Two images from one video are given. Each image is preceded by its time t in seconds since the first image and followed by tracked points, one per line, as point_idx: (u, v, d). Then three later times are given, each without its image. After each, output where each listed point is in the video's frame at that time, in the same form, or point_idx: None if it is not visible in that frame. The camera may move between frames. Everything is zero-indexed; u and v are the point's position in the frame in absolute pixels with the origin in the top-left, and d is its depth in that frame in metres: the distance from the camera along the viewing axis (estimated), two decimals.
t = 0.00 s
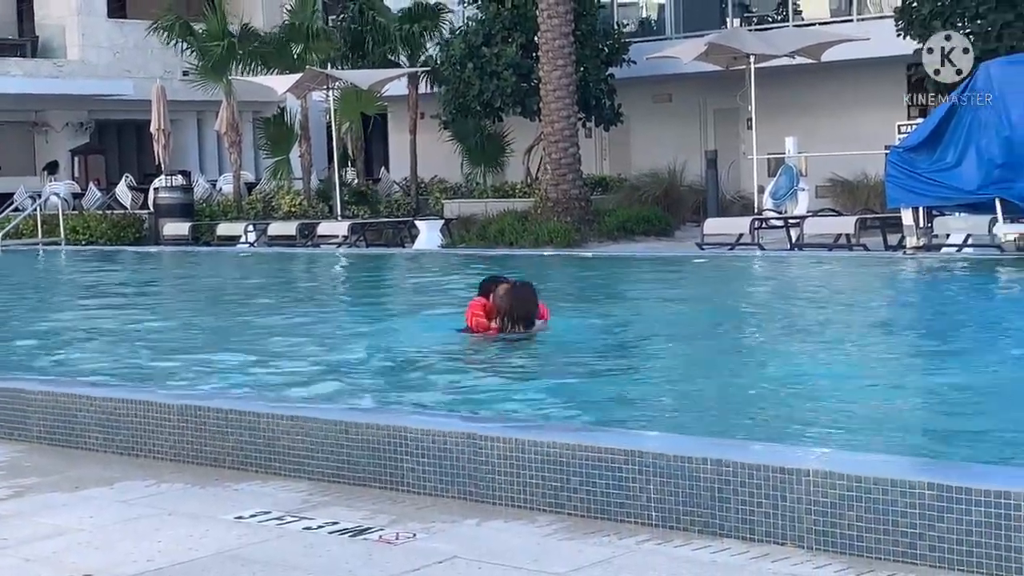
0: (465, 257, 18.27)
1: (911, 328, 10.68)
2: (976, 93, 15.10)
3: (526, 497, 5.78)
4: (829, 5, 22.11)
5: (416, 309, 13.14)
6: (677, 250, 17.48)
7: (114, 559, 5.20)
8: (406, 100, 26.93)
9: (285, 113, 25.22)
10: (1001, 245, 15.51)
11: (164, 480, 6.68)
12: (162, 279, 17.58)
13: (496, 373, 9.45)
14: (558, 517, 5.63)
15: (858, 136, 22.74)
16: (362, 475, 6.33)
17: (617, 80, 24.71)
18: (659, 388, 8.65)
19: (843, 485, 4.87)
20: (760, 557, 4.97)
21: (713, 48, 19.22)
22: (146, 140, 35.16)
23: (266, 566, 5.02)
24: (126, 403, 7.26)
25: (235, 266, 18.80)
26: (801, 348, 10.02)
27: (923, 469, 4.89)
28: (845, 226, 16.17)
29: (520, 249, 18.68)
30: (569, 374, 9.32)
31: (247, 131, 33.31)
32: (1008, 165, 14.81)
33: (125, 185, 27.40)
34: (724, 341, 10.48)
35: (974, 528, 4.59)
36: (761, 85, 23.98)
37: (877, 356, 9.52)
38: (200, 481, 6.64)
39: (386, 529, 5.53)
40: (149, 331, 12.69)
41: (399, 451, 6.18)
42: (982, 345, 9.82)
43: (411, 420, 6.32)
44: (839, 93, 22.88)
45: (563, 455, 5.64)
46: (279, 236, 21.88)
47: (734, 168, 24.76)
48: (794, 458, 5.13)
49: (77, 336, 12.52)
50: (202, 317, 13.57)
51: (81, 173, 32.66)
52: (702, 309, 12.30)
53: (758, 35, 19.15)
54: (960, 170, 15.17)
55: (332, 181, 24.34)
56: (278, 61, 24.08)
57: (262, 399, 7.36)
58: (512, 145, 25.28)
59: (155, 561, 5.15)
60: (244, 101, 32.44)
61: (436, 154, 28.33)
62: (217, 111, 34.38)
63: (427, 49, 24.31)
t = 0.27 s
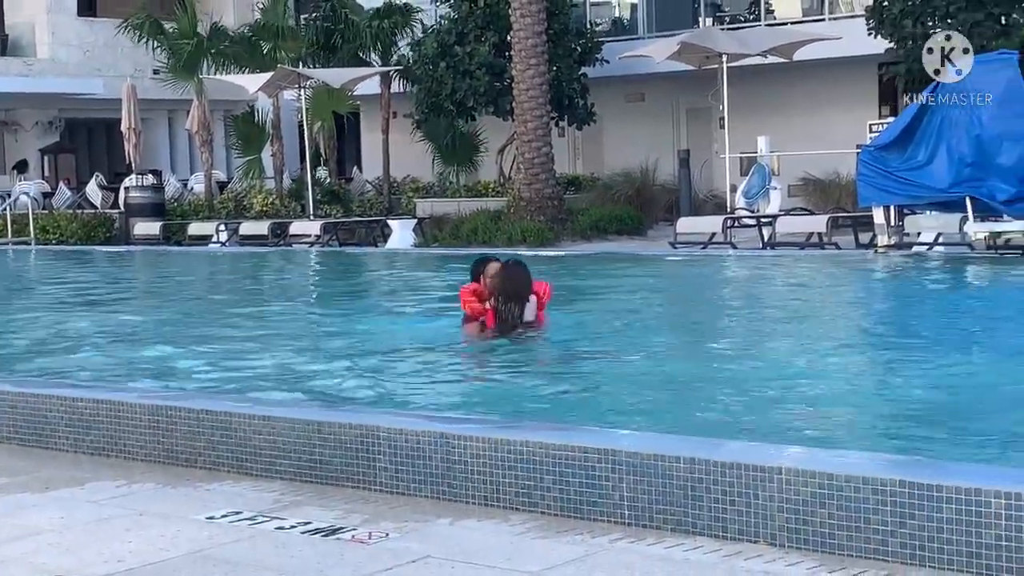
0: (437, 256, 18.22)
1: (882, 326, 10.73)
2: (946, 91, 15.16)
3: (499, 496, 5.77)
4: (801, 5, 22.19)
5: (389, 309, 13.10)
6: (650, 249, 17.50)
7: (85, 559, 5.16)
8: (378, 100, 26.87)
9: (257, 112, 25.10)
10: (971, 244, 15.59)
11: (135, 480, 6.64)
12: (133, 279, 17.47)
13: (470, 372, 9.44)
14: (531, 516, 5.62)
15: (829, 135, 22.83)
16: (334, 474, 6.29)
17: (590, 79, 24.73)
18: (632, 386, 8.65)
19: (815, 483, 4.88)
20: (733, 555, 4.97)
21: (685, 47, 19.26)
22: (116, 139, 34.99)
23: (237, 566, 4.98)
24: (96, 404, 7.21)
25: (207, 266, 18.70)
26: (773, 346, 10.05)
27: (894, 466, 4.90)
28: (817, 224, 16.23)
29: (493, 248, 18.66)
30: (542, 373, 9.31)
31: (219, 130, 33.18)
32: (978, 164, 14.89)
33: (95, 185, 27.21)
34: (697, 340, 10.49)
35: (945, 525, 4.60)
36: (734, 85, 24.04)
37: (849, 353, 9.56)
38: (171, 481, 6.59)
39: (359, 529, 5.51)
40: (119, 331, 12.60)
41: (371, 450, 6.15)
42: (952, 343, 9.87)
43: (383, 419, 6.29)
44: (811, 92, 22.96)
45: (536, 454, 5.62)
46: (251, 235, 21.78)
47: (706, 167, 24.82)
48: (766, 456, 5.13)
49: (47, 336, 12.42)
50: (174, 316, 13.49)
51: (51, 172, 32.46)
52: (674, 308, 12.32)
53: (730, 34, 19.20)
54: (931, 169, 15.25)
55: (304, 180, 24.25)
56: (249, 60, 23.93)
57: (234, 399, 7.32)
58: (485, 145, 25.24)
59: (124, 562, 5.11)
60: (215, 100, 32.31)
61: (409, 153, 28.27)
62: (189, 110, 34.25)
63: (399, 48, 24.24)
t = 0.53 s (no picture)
0: (412, 252, 18.18)
1: (855, 322, 10.78)
2: (919, 88, 15.25)
3: (473, 493, 5.76)
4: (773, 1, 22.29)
5: (363, 306, 13.07)
6: (624, 246, 17.52)
7: (58, 558, 5.13)
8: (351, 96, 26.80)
9: (230, 109, 24.96)
10: (943, 240, 15.67)
11: (108, 479, 6.59)
12: (105, 276, 17.37)
13: (444, 369, 9.43)
14: (506, 513, 5.62)
15: (802, 131, 22.91)
16: (308, 472, 6.28)
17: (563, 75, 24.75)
18: (606, 382, 8.66)
19: (788, 478, 4.90)
20: (707, 550, 4.99)
21: (659, 44, 19.28)
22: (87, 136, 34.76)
23: (210, 565, 4.96)
24: (68, 402, 7.15)
25: (179, 263, 18.61)
26: (746, 341, 10.08)
27: (866, 461, 4.92)
28: (790, 220, 16.28)
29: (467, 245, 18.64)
30: (516, 369, 9.31)
31: (191, 126, 33.02)
32: (949, 160, 14.99)
33: (66, 182, 27.01)
34: (671, 336, 10.52)
35: (917, 520, 4.62)
36: (707, 82, 24.10)
37: (822, 349, 9.60)
38: (144, 480, 6.56)
39: (333, 526, 5.50)
40: (91, 329, 12.53)
41: (345, 448, 6.14)
42: (924, 338, 9.93)
43: (357, 417, 6.28)
44: (784, 88, 23.03)
45: (510, 451, 5.62)
46: (224, 232, 21.68)
47: (679, 163, 24.88)
48: (740, 452, 5.15)
49: (17, 334, 12.33)
50: (146, 314, 13.42)
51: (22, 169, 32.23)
52: (648, 304, 12.33)
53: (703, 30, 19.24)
54: (903, 165, 15.33)
55: (277, 177, 24.16)
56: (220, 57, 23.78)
57: (207, 396, 7.29)
58: (459, 141, 25.19)
59: (97, 560, 5.08)
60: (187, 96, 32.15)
61: (383, 150, 28.21)
62: (161, 106, 34.07)
63: (373, 45, 24.19)
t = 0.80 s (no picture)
0: (386, 250, 18.15)
1: (829, 318, 10.83)
2: (891, 86, 15.33)
3: (449, 491, 5.76)
4: None
5: (338, 304, 13.04)
6: (599, 243, 17.54)
7: (31, 558, 5.10)
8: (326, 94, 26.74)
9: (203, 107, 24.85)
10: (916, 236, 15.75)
11: (81, 478, 6.56)
12: (79, 275, 17.27)
13: (419, 366, 9.42)
14: (481, 511, 5.62)
15: (775, 127, 22.97)
16: (282, 470, 6.26)
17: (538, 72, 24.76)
18: (581, 379, 8.67)
19: (762, 474, 4.91)
20: (682, 547, 5.00)
21: (633, 41, 19.31)
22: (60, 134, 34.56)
23: (184, 564, 4.94)
24: (41, 401, 7.11)
25: (153, 262, 18.53)
26: (721, 338, 10.11)
27: (840, 457, 4.94)
28: (764, 217, 16.33)
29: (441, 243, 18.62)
30: (492, 367, 9.31)
31: (165, 124, 32.87)
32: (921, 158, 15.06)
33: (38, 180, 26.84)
34: (646, 333, 10.54)
35: (890, 515, 4.64)
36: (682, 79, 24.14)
37: (796, 345, 9.64)
38: (118, 479, 6.52)
39: (308, 525, 5.48)
40: (64, 328, 12.46)
41: (319, 446, 6.12)
42: (897, 334, 9.98)
43: (332, 415, 6.26)
44: (758, 86, 23.09)
45: (485, 448, 5.62)
46: (198, 230, 21.61)
47: (654, 160, 24.92)
48: (714, 449, 5.16)
49: None
50: (119, 313, 13.37)
51: None
52: (624, 301, 12.34)
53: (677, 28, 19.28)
54: (875, 163, 15.41)
55: (251, 174, 24.07)
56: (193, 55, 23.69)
57: (182, 395, 7.25)
58: (434, 139, 25.16)
59: (71, 560, 5.05)
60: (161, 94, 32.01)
61: (358, 148, 28.16)
62: (134, 104, 33.91)
63: (347, 43, 24.13)
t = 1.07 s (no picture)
0: (363, 250, 18.10)
1: (805, 317, 10.85)
2: (866, 85, 15.42)
3: (426, 491, 5.74)
4: None
5: (314, 304, 13.00)
6: (575, 243, 17.54)
7: (4, 561, 5.06)
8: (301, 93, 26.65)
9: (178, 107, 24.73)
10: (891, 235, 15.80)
11: (55, 480, 6.51)
12: (53, 276, 17.16)
13: (395, 367, 9.39)
14: (457, 511, 5.60)
15: (751, 127, 23.02)
16: (258, 471, 6.23)
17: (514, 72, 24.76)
18: (558, 379, 8.65)
19: (739, 472, 4.91)
20: (659, 545, 4.99)
21: (609, 41, 19.33)
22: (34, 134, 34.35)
23: (159, 565, 4.91)
24: (15, 402, 7.06)
25: (128, 262, 18.42)
26: (697, 337, 10.12)
27: (816, 455, 4.95)
28: (740, 216, 16.36)
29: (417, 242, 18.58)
30: (468, 367, 9.29)
31: (139, 125, 32.70)
32: (896, 156, 15.11)
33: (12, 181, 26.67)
34: (622, 332, 10.53)
35: (867, 513, 4.65)
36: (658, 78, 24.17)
37: (772, 344, 9.65)
38: (92, 480, 6.48)
39: (284, 525, 5.46)
40: (37, 329, 12.38)
41: (295, 446, 6.10)
42: (872, 333, 10.01)
43: (307, 415, 6.24)
44: (733, 85, 23.14)
45: (462, 448, 5.61)
46: (172, 230, 21.50)
47: (630, 160, 24.94)
48: (690, 447, 5.17)
49: None
50: (93, 314, 13.28)
51: None
52: (600, 301, 12.34)
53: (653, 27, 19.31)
54: (851, 162, 15.48)
55: (226, 174, 23.95)
56: (167, 55, 23.60)
57: (157, 396, 7.21)
58: (410, 138, 25.10)
59: (45, 562, 5.01)
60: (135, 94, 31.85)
61: (334, 148, 28.08)
62: (109, 104, 33.74)
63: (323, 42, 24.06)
